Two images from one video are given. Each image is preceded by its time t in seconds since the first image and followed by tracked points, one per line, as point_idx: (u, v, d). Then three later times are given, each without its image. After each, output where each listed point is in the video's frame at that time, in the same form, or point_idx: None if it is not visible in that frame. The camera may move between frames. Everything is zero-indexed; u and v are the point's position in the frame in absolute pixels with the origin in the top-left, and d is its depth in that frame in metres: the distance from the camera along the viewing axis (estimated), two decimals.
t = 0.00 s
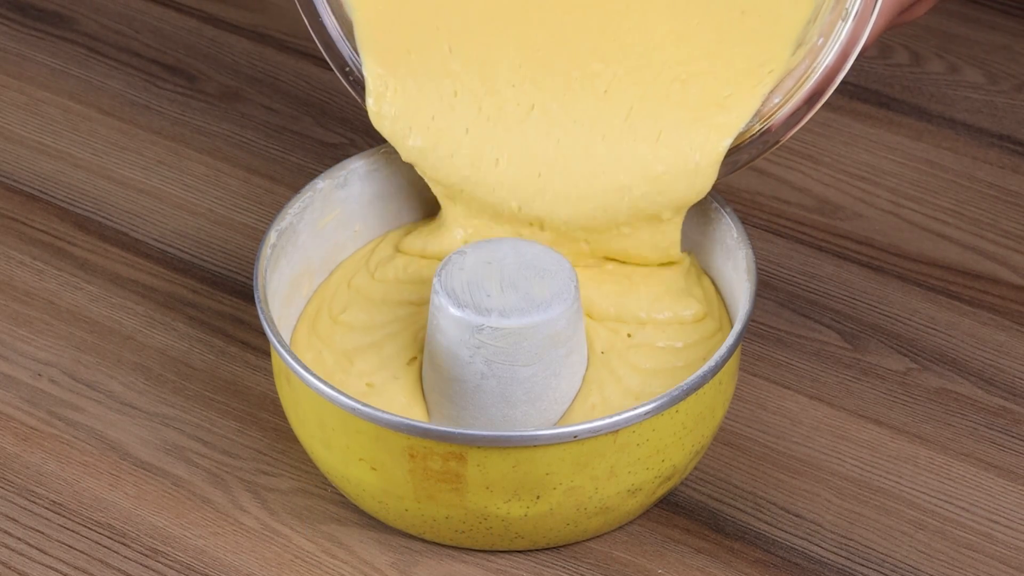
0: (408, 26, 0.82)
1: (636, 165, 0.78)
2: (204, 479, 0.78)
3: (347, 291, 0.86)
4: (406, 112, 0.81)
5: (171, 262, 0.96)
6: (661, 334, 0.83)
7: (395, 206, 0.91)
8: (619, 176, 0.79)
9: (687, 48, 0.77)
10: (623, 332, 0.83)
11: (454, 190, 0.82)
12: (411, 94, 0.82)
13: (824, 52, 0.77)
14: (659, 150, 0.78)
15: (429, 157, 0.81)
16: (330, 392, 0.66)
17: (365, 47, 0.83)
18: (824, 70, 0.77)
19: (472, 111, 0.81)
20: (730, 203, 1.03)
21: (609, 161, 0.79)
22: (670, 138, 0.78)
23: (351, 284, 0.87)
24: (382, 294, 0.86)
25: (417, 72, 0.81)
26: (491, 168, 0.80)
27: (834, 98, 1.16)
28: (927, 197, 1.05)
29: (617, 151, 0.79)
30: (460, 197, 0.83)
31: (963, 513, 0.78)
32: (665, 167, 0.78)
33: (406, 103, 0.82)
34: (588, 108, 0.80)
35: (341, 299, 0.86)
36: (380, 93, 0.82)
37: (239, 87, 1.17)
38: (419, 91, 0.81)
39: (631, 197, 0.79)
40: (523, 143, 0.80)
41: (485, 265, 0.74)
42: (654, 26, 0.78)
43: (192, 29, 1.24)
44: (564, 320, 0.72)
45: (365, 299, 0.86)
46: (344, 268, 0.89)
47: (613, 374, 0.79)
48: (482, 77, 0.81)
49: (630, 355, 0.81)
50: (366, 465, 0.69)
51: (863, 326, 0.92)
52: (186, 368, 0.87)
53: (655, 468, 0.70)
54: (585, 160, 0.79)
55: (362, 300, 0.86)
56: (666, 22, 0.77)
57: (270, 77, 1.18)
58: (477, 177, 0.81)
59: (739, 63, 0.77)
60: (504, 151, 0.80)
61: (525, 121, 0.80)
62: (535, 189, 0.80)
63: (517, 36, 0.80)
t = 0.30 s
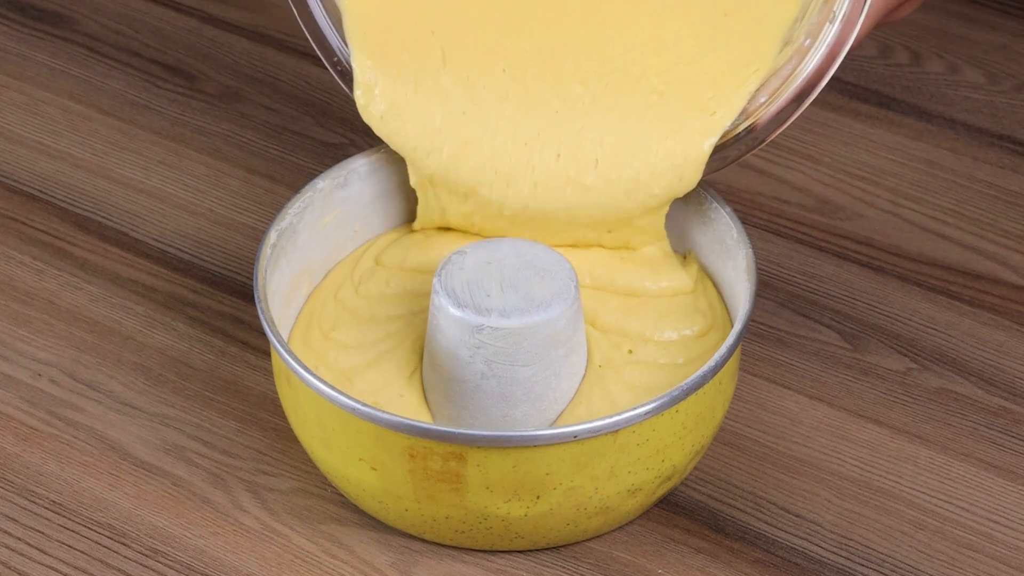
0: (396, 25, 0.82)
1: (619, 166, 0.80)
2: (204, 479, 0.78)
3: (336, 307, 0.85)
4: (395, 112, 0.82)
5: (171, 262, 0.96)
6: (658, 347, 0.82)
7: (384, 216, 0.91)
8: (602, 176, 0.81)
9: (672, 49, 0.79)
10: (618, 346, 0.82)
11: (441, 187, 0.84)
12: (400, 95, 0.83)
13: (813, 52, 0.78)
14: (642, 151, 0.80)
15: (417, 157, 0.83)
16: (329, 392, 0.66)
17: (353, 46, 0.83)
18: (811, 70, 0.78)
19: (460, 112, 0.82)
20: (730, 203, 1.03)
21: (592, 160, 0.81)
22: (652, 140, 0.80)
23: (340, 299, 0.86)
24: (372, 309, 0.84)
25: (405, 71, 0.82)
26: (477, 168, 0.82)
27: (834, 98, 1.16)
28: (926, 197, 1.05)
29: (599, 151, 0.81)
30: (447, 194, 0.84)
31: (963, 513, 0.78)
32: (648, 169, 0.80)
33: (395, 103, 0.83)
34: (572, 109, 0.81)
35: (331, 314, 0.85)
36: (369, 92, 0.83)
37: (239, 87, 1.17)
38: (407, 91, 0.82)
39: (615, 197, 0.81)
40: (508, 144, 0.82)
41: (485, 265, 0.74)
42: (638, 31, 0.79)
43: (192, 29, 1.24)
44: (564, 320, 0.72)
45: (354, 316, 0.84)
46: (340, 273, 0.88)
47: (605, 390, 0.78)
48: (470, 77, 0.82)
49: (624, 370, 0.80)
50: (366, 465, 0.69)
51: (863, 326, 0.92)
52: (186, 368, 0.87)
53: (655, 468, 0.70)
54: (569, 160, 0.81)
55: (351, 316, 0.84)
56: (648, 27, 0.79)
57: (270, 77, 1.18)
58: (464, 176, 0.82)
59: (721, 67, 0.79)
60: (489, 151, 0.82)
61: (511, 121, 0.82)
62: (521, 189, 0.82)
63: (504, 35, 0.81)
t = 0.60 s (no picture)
0: (371, 26, 0.83)
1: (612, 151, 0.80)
2: (204, 479, 0.78)
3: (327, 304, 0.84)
4: (382, 113, 0.81)
5: (171, 263, 0.96)
6: (656, 349, 0.81)
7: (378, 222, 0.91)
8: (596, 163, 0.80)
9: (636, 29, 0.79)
10: (617, 342, 0.81)
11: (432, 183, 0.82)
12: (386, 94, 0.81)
13: None
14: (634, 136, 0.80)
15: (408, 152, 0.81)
16: (330, 392, 0.66)
17: (325, 54, 0.83)
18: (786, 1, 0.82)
19: (444, 103, 0.81)
20: (730, 203, 1.03)
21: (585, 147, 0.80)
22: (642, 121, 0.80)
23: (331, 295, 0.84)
24: (366, 308, 0.83)
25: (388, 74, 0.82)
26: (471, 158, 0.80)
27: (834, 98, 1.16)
28: (926, 197, 1.05)
29: (588, 131, 0.80)
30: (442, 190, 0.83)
31: (963, 513, 0.78)
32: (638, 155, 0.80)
33: (380, 104, 0.81)
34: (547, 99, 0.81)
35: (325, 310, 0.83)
36: (352, 96, 0.81)
37: (239, 87, 1.17)
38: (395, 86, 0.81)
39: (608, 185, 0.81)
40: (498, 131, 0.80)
41: (485, 265, 0.75)
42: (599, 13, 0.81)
43: (192, 29, 1.24)
44: (564, 320, 0.72)
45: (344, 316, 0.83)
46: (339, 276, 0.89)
47: (600, 386, 0.77)
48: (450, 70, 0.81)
49: (622, 366, 0.79)
50: (366, 466, 0.69)
51: (863, 326, 0.92)
52: (186, 369, 0.87)
53: (655, 468, 0.70)
54: (563, 141, 0.80)
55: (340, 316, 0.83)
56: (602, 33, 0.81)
57: (271, 78, 1.18)
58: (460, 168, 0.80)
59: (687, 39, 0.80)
60: (482, 141, 0.80)
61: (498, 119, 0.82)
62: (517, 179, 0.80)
63: (479, 31, 0.82)
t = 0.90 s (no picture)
0: (376, 27, 0.83)
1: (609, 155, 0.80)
2: (204, 479, 0.78)
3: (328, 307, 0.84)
4: (388, 116, 0.82)
5: (171, 263, 0.96)
6: (655, 352, 0.81)
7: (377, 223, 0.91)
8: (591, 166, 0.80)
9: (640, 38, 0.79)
10: (617, 345, 0.80)
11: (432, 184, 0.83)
12: (392, 96, 0.83)
13: None
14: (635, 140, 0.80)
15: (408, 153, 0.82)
16: (330, 393, 0.66)
17: (333, 54, 0.84)
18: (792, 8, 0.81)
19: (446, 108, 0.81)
20: (731, 203, 1.03)
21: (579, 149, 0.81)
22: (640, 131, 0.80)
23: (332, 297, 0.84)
24: (367, 308, 0.83)
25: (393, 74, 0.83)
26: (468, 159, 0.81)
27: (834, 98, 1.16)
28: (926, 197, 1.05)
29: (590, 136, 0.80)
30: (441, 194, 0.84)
31: (963, 513, 0.78)
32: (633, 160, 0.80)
33: (388, 107, 0.82)
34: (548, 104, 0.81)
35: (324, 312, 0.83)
36: (358, 97, 0.83)
37: (239, 87, 1.17)
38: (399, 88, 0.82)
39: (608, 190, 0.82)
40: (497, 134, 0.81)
41: (485, 265, 0.75)
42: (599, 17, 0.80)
43: (192, 29, 1.24)
44: (564, 320, 0.72)
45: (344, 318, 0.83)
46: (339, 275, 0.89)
47: (598, 389, 0.77)
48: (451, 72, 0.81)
49: (620, 368, 0.79)
50: (366, 466, 0.69)
51: (863, 326, 0.92)
52: (186, 369, 0.87)
53: (655, 468, 0.70)
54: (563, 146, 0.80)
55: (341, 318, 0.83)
56: (566, 55, 0.81)
57: (271, 78, 1.18)
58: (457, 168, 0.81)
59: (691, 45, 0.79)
60: (481, 143, 0.81)
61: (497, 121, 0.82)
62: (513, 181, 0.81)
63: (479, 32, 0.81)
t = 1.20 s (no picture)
0: (381, 28, 0.85)
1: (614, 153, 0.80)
2: (204, 479, 0.78)
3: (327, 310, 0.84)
4: (391, 115, 0.83)
5: (171, 262, 0.96)
6: (655, 357, 0.80)
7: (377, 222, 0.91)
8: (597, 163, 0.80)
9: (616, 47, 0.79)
10: (615, 350, 0.80)
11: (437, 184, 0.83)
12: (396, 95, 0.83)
13: None
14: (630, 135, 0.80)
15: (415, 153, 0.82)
16: (330, 392, 0.66)
17: (337, 57, 0.85)
18: None
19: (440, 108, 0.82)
20: (731, 203, 1.03)
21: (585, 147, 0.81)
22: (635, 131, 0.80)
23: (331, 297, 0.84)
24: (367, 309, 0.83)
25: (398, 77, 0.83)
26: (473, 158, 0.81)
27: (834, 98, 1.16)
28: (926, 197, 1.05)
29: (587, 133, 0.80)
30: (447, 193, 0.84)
31: (963, 513, 0.78)
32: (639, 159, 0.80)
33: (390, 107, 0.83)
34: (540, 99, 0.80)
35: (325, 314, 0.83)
36: (363, 98, 0.84)
37: (239, 87, 1.17)
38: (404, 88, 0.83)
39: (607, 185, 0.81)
40: (497, 135, 0.80)
41: (485, 265, 0.75)
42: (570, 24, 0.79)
43: (192, 30, 1.24)
44: (564, 320, 0.72)
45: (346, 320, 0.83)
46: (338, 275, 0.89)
47: (595, 391, 0.76)
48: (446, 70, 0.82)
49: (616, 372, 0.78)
50: (366, 466, 0.69)
51: (863, 326, 0.92)
52: (186, 369, 0.87)
53: (655, 468, 0.70)
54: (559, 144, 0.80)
55: (343, 321, 0.83)
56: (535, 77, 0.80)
57: (271, 78, 1.18)
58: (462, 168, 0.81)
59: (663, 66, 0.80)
60: (484, 142, 0.80)
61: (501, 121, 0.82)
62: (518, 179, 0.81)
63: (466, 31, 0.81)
